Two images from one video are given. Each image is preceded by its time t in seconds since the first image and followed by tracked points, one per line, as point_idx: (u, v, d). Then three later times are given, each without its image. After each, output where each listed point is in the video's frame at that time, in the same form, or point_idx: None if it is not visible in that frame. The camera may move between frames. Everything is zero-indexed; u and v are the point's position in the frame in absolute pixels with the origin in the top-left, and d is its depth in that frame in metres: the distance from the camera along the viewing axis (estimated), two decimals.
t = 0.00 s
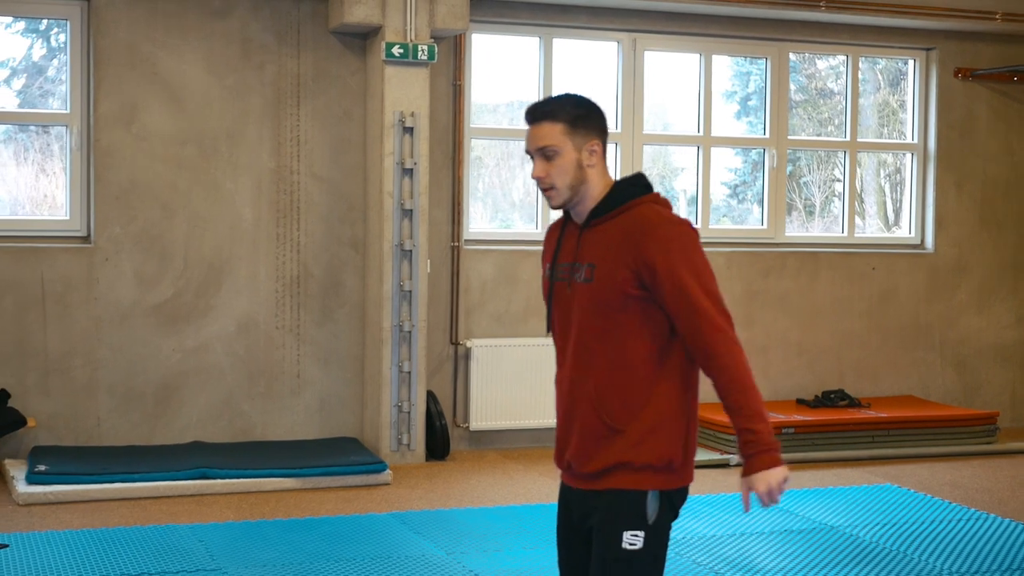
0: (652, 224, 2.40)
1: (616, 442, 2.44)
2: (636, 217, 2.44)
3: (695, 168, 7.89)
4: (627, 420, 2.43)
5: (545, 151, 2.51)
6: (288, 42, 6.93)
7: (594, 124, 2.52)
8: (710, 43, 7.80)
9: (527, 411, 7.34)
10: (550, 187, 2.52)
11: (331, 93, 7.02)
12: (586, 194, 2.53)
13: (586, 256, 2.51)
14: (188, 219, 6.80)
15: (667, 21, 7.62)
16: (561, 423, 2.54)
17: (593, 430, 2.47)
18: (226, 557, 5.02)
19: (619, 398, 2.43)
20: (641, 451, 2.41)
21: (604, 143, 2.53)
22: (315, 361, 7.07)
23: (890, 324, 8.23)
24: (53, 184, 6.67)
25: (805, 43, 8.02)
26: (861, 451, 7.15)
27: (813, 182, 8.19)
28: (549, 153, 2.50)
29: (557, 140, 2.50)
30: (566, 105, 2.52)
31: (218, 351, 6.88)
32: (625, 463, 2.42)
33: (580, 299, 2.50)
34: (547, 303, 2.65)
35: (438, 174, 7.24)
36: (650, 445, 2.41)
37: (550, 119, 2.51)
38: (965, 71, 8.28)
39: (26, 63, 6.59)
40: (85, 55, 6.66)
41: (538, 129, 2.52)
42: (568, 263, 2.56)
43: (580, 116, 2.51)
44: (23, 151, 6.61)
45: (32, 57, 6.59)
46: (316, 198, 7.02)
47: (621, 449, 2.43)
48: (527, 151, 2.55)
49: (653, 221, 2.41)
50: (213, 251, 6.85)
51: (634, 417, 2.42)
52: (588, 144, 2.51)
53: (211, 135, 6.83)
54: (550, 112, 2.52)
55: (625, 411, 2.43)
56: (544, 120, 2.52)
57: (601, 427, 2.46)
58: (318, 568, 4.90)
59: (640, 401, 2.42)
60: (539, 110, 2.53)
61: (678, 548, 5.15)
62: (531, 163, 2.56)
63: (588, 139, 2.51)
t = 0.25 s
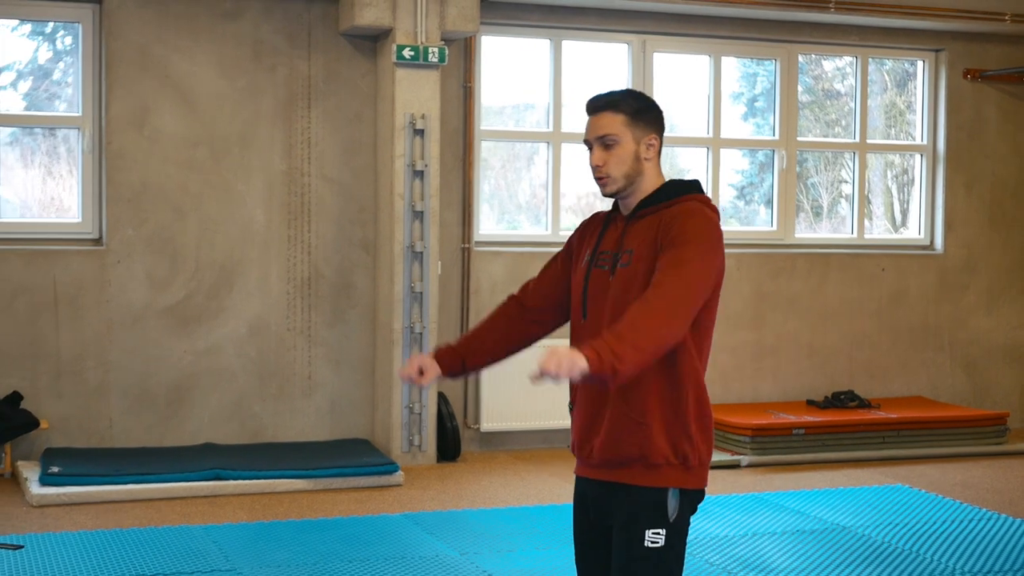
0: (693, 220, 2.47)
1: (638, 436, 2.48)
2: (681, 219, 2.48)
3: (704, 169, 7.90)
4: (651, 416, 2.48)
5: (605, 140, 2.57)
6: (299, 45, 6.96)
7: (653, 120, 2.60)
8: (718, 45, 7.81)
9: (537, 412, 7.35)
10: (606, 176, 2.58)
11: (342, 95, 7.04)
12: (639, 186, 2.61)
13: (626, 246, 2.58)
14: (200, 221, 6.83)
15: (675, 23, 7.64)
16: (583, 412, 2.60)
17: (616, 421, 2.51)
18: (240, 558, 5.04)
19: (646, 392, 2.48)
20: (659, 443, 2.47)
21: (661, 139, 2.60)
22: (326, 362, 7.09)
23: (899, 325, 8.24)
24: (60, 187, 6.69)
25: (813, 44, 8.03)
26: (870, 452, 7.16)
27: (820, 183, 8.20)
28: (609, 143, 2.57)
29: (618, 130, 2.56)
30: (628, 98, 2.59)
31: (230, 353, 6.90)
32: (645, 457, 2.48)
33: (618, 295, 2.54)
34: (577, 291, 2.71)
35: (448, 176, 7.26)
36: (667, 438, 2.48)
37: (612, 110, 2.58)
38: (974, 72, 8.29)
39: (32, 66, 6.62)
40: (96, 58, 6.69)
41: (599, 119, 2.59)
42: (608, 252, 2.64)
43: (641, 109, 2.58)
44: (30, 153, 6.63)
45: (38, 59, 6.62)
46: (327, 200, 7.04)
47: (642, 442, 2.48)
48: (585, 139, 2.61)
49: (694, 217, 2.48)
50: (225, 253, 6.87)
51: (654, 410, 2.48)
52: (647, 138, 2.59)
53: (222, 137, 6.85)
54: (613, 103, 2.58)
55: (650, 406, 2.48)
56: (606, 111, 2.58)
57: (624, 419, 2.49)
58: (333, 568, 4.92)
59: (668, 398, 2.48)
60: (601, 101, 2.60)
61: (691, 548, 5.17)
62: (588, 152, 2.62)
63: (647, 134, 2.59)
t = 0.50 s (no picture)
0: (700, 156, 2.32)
1: (654, 389, 2.30)
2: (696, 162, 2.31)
3: (710, 168, 7.92)
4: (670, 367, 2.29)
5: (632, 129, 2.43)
6: (306, 45, 6.99)
7: (682, 117, 2.48)
8: (724, 43, 7.84)
9: (542, 409, 7.37)
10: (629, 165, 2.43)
11: (348, 95, 7.07)
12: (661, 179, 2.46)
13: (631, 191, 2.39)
14: (208, 220, 6.85)
15: (681, 22, 7.66)
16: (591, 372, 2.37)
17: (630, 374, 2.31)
18: (250, 555, 5.06)
19: (664, 340, 2.29)
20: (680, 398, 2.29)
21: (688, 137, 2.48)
22: (333, 361, 7.13)
23: (905, 322, 8.26)
24: (65, 186, 6.72)
25: (818, 42, 8.05)
26: (875, 449, 7.18)
27: (823, 181, 8.21)
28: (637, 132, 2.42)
29: (647, 122, 2.44)
30: (660, 92, 2.46)
31: (238, 352, 6.94)
32: (662, 411, 2.30)
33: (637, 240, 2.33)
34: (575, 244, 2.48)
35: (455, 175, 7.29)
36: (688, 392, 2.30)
37: (643, 102, 2.45)
38: (978, 70, 8.31)
39: (36, 66, 6.64)
40: (104, 58, 6.72)
41: (627, 109, 2.46)
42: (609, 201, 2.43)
43: (671, 105, 2.46)
44: (35, 153, 6.66)
45: (42, 60, 6.65)
46: (334, 200, 7.07)
47: (660, 396, 2.30)
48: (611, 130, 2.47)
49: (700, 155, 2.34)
50: (233, 252, 6.91)
51: (673, 363, 2.29)
52: (675, 134, 2.46)
53: (230, 137, 6.88)
54: (645, 95, 2.46)
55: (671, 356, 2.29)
56: (635, 102, 2.45)
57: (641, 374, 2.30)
58: (342, 566, 4.94)
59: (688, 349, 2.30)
60: (631, 93, 2.47)
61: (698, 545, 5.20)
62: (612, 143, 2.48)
63: (675, 130, 2.46)
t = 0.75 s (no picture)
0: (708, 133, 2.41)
1: (648, 361, 2.37)
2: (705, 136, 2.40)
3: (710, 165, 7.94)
4: (665, 339, 2.36)
5: (638, 126, 2.42)
6: (308, 42, 7.01)
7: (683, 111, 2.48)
8: (724, 41, 7.85)
9: (543, 406, 7.40)
10: (634, 163, 2.44)
11: (350, 92, 7.09)
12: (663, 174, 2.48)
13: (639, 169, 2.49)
14: (210, 217, 6.88)
15: (681, 19, 7.68)
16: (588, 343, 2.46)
17: (624, 345, 2.39)
18: (254, 550, 5.10)
19: (661, 309, 2.37)
20: (673, 371, 2.36)
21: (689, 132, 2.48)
22: (336, 357, 7.15)
23: (905, 318, 8.29)
24: (66, 184, 6.74)
25: (818, 39, 8.08)
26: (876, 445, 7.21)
27: (824, 178, 8.24)
28: (642, 129, 2.42)
29: (653, 118, 2.42)
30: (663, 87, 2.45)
31: (241, 348, 6.96)
32: (654, 383, 2.37)
33: (639, 214, 2.42)
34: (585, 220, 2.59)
35: (457, 172, 7.31)
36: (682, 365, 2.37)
37: (648, 97, 2.43)
38: (978, 67, 8.34)
39: (36, 64, 6.66)
40: (107, 56, 6.75)
41: (631, 104, 2.43)
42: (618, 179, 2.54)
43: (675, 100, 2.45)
44: (36, 151, 6.68)
45: (43, 58, 6.67)
46: (337, 197, 7.10)
47: (653, 368, 2.37)
48: (614, 124, 2.46)
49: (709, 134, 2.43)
50: (236, 249, 6.93)
51: (667, 335, 2.36)
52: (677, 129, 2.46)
53: (232, 134, 6.90)
54: (648, 89, 2.44)
55: (664, 328, 2.36)
56: (640, 97, 2.43)
57: (635, 345, 2.37)
58: (346, 560, 4.98)
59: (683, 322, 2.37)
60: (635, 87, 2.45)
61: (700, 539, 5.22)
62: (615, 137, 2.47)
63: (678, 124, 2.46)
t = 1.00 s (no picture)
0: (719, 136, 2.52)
1: (649, 354, 2.42)
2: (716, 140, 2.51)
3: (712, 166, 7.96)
4: (666, 332, 2.42)
5: (640, 128, 2.48)
6: (311, 43, 7.03)
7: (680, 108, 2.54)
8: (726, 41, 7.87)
9: (545, 406, 7.41)
10: (639, 164, 2.50)
11: (354, 93, 7.11)
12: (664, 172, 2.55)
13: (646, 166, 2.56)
14: (214, 217, 6.90)
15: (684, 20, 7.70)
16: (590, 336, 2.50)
17: (627, 337, 2.44)
18: (258, 549, 5.11)
19: (664, 302, 2.42)
20: (675, 363, 2.41)
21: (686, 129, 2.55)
22: (339, 357, 7.17)
23: (906, 319, 8.30)
24: (66, 184, 6.75)
25: (820, 40, 8.09)
26: (877, 445, 7.22)
27: (825, 180, 8.25)
28: (645, 131, 2.48)
29: (654, 120, 2.49)
30: (661, 88, 2.51)
31: (244, 348, 6.98)
32: (656, 375, 2.42)
33: (644, 209, 2.49)
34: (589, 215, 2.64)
35: (459, 173, 7.33)
36: (684, 357, 2.42)
37: (647, 98, 2.49)
38: (980, 68, 8.35)
39: (37, 65, 6.68)
40: (110, 57, 6.77)
41: (632, 106, 2.49)
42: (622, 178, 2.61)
43: (673, 99, 2.51)
44: (36, 150, 6.69)
45: (43, 58, 6.68)
46: (340, 197, 7.12)
47: (655, 361, 2.42)
48: (615, 127, 2.51)
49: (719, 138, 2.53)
50: (239, 249, 6.95)
51: (670, 327, 2.42)
52: (676, 127, 2.52)
53: (236, 135, 6.92)
54: (647, 91, 2.50)
55: (666, 322, 2.42)
56: (639, 99, 2.49)
57: (637, 338, 2.42)
58: (349, 559, 4.99)
59: (684, 316, 2.43)
60: (634, 90, 2.50)
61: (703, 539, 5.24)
62: (616, 140, 2.53)
63: (676, 123, 2.52)
